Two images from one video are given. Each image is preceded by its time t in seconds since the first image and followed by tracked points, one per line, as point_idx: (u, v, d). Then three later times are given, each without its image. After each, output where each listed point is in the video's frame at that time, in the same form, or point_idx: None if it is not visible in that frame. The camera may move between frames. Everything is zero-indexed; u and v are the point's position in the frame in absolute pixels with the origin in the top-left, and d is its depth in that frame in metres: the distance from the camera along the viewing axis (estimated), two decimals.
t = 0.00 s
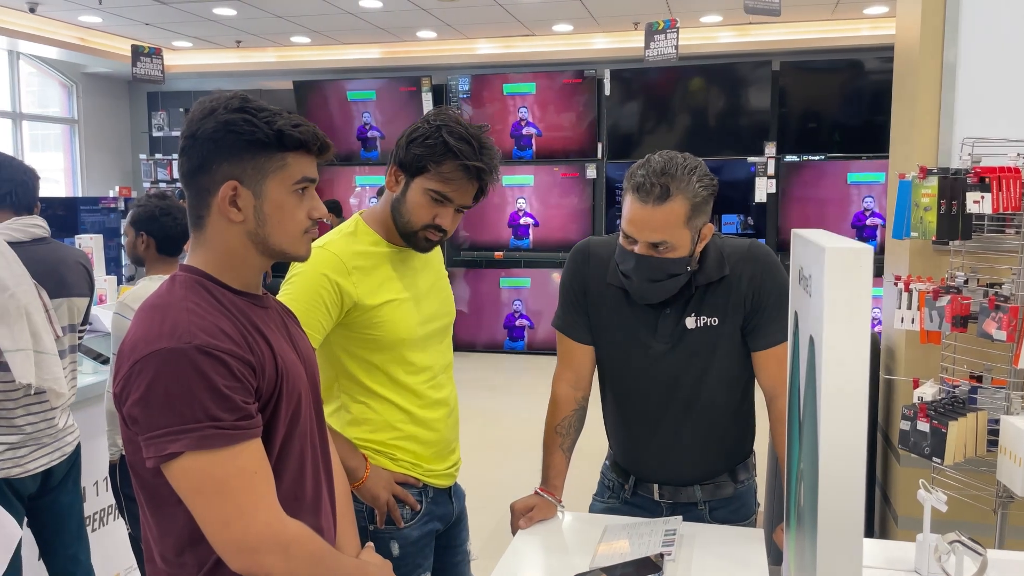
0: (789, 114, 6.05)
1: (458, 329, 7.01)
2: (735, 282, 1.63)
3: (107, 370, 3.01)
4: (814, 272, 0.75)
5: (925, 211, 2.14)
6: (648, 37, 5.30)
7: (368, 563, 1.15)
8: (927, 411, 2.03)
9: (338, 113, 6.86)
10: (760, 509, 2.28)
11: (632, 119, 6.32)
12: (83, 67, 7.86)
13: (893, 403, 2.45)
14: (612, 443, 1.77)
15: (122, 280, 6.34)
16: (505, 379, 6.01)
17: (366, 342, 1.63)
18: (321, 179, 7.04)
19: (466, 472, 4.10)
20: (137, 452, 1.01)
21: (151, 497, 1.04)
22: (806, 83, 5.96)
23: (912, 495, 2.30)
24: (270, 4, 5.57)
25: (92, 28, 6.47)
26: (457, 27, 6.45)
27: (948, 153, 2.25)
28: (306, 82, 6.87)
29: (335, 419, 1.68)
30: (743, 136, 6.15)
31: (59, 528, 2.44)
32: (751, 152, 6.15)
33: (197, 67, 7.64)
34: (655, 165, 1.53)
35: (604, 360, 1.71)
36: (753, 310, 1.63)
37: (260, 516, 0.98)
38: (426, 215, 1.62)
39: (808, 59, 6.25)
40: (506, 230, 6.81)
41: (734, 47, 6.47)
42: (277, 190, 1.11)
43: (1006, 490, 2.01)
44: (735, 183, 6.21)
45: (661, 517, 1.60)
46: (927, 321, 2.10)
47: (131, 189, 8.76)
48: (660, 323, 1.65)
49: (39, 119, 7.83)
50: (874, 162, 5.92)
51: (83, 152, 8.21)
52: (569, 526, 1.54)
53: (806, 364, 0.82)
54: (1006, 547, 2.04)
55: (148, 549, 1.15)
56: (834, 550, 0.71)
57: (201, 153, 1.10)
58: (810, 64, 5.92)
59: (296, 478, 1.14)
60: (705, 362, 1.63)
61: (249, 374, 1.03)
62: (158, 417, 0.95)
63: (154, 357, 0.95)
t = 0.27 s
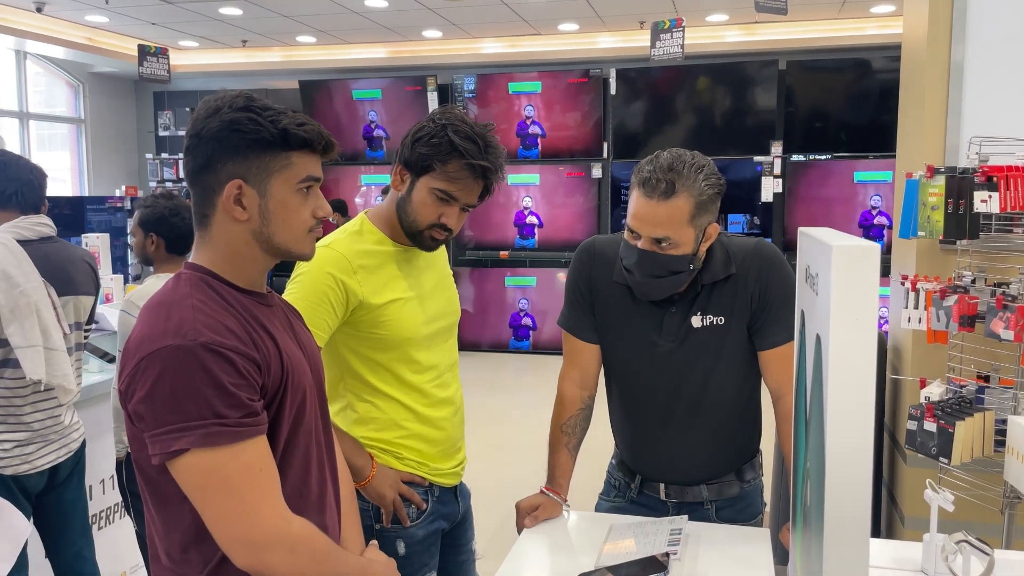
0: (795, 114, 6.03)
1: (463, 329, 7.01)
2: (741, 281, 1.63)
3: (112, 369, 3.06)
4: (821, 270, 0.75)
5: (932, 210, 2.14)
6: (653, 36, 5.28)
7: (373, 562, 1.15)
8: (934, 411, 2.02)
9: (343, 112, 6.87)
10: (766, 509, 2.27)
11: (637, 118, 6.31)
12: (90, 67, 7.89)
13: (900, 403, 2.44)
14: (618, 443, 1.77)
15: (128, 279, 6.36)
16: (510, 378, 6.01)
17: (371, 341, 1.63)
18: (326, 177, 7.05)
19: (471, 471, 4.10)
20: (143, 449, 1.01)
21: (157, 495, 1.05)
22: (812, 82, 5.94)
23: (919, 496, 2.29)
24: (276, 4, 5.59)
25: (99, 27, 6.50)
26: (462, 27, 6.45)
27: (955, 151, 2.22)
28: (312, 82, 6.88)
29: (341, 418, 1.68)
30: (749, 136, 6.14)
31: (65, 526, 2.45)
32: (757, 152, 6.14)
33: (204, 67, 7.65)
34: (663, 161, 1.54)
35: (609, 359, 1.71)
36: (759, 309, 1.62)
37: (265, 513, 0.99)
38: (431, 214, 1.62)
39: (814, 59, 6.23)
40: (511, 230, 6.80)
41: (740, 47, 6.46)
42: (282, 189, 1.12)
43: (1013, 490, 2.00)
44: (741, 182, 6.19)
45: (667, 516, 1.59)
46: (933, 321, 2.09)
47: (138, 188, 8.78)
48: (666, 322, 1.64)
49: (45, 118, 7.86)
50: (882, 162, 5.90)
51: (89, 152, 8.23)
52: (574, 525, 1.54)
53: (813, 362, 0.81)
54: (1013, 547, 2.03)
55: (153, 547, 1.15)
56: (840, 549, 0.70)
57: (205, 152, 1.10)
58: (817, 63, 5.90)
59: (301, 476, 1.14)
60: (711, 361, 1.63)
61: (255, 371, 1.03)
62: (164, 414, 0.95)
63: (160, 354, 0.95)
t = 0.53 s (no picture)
0: (800, 114, 6.03)
1: (467, 329, 7.01)
2: (745, 280, 1.63)
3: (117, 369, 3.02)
4: (823, 270, 0.75)
5: (937, 210, 2.13)
6: (658, 36, 5.28)
7: (376, 562, 1.15)
8: (939, 411, 2.01)
9: (348, 113, 6.89)
10: (770, 510, 2.27)
11: (642, 119, 6.31)
12: (95, 68, 7.91)
13: (904, 404, 2.44)
14: (621, 443, 1.77)
15: (133, 279, 6.37)
16: (514, 378, 6.01)
17: (374, 341, 1.64)
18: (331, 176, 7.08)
19: (475, 471, 4.10)
20: (147, 447, 1.02)
21: (161, 492, 1.05)
22: (817, 83, 5.94)
23: (923, 497, 2.29)
24: (280, 4, 5.59)
25: (104, 28, 6.51)
26: (467, 27, 6.45)
27: (960, 151, 2.23)
28: (317, 82, 6.89)
29: (344, 419, 1.68)
30: (753, 136, 6.13)
31: (69, 526, 2.45)
32: (762, 152, 6.13)
33: (208, 67, 7.67)
34: (672, 158, 1.55)
35: (612, 358, 1.71)
36: (762, 309, 1.62)
37: (269, 512, 0.99)
38: (435, 214, 1.63)
39: (819, 59, 6.22)
40: (515, 230, 6.80)
41: (745, 47, 6.45)
42: (285, 189, 1.12)
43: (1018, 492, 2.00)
44: (746, 182, 6.18)
45: (670, 517, 1.59)
46: (938, 321, 2.08)
47: (142, 189, 8.80)
48: (669, 321, 1.64)
49: (50, 119, 7.88)
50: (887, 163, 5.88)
51: (94, 152, 8.26)
52: (577, 524, 1.54)
53: (816, 362, 0.81)
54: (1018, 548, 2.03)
55: (156, 545, 1.15)
56: (843, 547, 0.70)
57: (210, 151, 1.11)
58: (821, 63, 5.89)
59: (305, 474, 1.14)
60: (714, 361, 1.63)
61: (260, 369, 1.04)
62: (169, 411, 0.96)
63: (165, 352, 0.95)
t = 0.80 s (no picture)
0: (802, 116, 6.02)
1: (469, 330, 7.01)
2: (747, 283, 1.63)
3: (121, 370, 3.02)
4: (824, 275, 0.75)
5: (939, 213, 2.13)
6: (660, 38, 5.29)
7: (378, 563, 1.15)
8: (940, 414, 2.01)
9: (351, 115, 6.90)
10: (772, 511, 2.27)
11: (644, 120, 6.31)
12: (99, 70, 7.95)
13: (906, 406, 2.44)
14: (623, 445, 1.77)
15: (136, 281, 6.40)
16: (516, 380, 6.01)
17: (376, 343, 1.64)
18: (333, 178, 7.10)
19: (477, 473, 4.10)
20: (150, 449, 1.02)
21: (165, 495, 1.05)
22: (820, 84, 5.93)
23: (926, 499, 2.28)
24: (283, 6, 5.60)
25: (107, 30, 6.53)
26: (469, 29, 6.46)
27: (962, 153, 2.23)
28: (320, 84, 6.91)
29: (347, 421, 1.69)
30: (756, 138, 6.13)
31: (72, 527, 2.46)
32: (764, 154, 6.13)
33: (211, 69, 7.69)
34: (674, 159, 1.56)
35: (614, 361, 1.71)
36: (764, 311, 1.62)
37: (272, 514, 0.99)
38: (438, 217, 1.63)
39: (822, 60, 6.22)
40: (518, 232, 6.82)
41: (747, 48, 6.46)
42: (290, 191, 1.12)
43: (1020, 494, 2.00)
44: (749, 184, 6.19)
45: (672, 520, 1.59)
46: (940, 324, 2.09)
47: (146, 190, 8.83)
48: (671, 323, 1.65)
49: (54, 121, 7.91)
50: (888, 164, 5.90)
51: (98, 153, 8.29)
52: (580, 526, 1.54)
53: (818, 366, 0.82)
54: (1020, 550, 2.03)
55: (160, 547, 1.16)
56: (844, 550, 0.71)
57: (215, 154, 1.11)
58: (824, 65, 5.89)
59: (307, 477, 1.15)
60: (716, 364, 1.63)
61: (263, 372, 1.04)
62: (173, 413, 0.96)
63: (170, 354, 0.96)
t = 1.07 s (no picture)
0: (803, 118, 6.02)
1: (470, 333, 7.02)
2: (747, 286, 1.63)
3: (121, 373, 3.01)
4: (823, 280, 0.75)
5: (939, 216, 2.12)
6: (661, 41, 5.29)
7: (379, 566, 1.15)
8: (941, 417, 2.01)
9: (352, 117, 6.90)
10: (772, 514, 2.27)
11: (645, 123, 6.31)
12: (99, 72, 7.96)
13: (906, 409, 2.44)
14: (624, 449, 1.77)
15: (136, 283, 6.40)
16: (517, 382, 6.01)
17: (376, 345, 1.64)
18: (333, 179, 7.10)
19: (477, 476, 4.10)
20: (150, 453, 1.02)
21: (165, 499, 1.05)
22: (820, 87, 5.94)
23: (926, 503, 2.28)
24: (284, 9, 5.61)
25: (108, 32, 6.54)
26: (470, 32, 6.47)
27: (962, 156, 2.23)
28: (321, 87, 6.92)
29: (347, 423, 1.69)
30: (756, 140, 6.13)
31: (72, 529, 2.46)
32: (764, 156, 6.13)
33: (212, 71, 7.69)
34: (673, 161, 1.57)
35: (614, 364, 1.71)
36: (765, 314, 1.62)
37: (271, 517, 0.99)
38: (443, 222, 1.64)
39: (822, 63, 6.22)
40: (518, 234, 6.81)
41: (748, 51, 6.46)
42: (290, 195, 1.13)
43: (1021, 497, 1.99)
44: (749, 187, 6.19)
45: (672, 523, 1.59)
46: (940, 327, 2.09)
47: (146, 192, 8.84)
48: (671, 326, 1.65)
49: (55, 123, 7.92)
50: (888, 167, 5.89)
51: (99, 156, 8.30)
52: (580, 530, 1.54)
53: (817, 369, 0.82)
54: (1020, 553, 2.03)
55: (160, 551, 1.16)
56: (842, 552, 0.71)
57: (215, 159, 1.11)
58: (824, 67, 5.90)
59: (308, 480, 1.15)
60: (716, 367, 1.63)
61: (263, 377, 1.05)
62: (173, 418, 0.96)
63: (169, 359, 0.96)
